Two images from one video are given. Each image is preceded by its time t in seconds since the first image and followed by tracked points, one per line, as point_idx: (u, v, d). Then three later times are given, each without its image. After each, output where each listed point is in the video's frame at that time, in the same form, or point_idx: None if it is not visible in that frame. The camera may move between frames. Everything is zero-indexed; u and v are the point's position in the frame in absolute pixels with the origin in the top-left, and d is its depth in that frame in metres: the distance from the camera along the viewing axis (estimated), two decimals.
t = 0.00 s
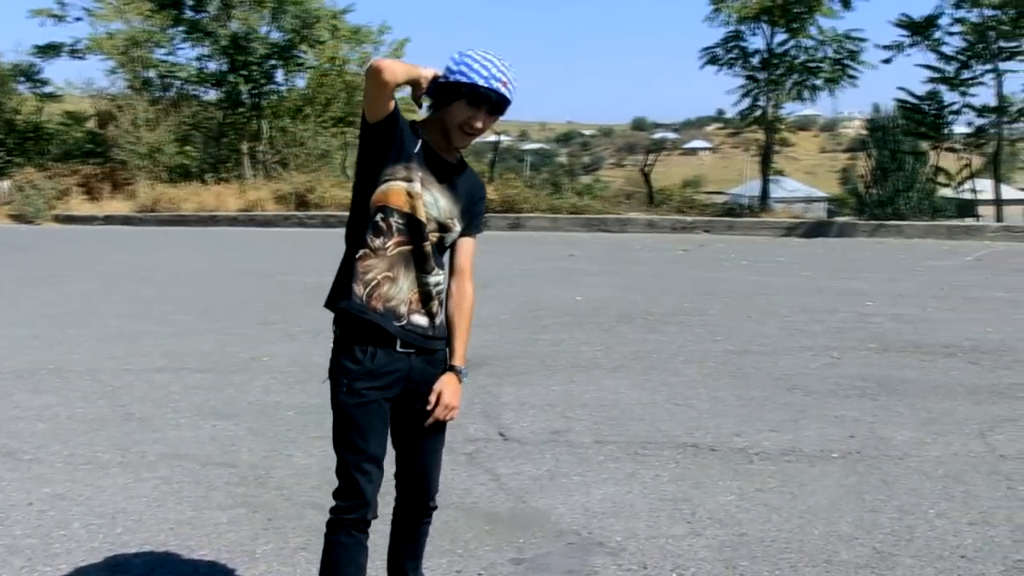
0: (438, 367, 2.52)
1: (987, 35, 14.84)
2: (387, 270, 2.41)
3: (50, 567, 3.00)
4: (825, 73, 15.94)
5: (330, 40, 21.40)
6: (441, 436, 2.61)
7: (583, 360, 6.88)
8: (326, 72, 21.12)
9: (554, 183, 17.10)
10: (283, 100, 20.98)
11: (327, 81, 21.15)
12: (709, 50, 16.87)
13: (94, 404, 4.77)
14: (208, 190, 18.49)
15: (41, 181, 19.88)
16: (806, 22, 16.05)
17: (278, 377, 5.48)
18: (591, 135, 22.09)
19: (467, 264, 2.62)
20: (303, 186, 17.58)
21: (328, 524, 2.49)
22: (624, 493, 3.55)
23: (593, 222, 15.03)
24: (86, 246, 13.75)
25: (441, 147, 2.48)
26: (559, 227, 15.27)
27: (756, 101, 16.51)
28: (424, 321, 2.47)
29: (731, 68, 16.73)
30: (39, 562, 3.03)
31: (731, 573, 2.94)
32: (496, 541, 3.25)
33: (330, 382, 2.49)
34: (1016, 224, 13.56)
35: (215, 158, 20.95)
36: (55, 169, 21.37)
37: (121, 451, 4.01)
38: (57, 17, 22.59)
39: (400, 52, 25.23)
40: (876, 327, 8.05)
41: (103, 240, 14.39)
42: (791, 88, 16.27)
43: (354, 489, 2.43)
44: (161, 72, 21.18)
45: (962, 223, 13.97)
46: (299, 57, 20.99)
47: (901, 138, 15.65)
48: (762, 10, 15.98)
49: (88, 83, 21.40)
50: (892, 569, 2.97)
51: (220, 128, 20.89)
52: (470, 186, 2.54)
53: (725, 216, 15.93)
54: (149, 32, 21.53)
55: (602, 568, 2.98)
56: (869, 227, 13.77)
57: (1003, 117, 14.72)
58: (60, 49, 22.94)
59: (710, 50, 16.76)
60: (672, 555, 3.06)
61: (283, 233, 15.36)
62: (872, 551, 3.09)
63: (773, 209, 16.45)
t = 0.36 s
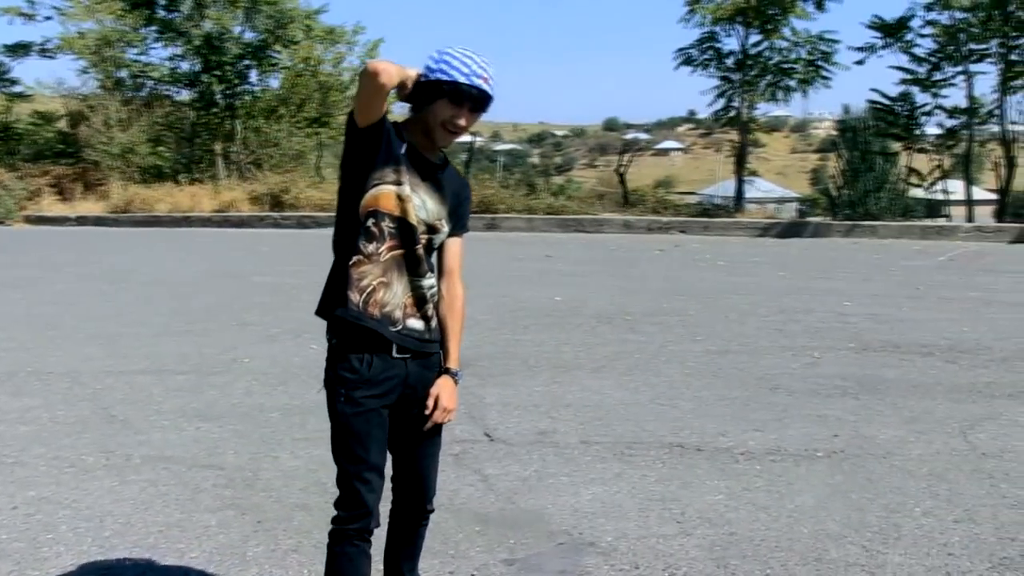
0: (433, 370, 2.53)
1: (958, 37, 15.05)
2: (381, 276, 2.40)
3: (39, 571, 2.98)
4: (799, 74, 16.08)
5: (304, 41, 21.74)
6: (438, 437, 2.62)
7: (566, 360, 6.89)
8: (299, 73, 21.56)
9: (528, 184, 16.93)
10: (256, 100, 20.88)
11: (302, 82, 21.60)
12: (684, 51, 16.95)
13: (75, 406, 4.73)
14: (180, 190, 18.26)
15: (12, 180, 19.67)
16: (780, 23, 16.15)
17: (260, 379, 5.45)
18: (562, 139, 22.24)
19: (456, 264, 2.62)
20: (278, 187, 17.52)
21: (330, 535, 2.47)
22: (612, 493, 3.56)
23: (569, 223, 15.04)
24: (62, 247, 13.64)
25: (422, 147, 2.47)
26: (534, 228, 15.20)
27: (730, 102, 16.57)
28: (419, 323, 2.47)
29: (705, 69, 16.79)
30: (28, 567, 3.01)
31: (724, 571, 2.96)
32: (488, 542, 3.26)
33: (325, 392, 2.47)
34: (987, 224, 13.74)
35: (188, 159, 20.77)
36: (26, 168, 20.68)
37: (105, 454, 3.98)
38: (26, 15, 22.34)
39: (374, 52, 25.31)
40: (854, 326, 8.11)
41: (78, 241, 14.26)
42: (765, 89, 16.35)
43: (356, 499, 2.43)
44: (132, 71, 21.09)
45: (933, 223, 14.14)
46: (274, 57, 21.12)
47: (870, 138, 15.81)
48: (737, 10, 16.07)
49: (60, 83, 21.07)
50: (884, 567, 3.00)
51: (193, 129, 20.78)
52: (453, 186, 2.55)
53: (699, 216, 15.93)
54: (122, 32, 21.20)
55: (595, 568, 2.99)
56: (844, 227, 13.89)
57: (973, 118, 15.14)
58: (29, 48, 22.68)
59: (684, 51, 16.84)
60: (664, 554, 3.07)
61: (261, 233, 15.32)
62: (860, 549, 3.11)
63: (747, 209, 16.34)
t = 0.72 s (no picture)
0: (424, 375, 2.52)
1: (929, 38, 15.31)
2: (369, 284, 2.39)
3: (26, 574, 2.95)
4: (772, 74, 16.26)
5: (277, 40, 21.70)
6: (433, 440, 2.61)
7: (547, 360, 6.90)
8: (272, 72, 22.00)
9: (503, 184, 16.94)
10: (230, 100, 20.70)
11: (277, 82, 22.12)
12: (658, 52, 17.02)
13: (55, 408, 4.68)
14: (153, 190, 18.17)
15: None
16: (753, 23, 16.27)
17: (241, 380, 5.42)
18: (535, 139, 22.34)
19: (441, 265, 2.62)
20: (252, 188, 17.48)
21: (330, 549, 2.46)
22: (599, 493, 3.57)
23: (544, 223, 15.01)
24: (36, 248, 13.50)
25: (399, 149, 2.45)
26: (510, 228, 15.13)
27: (704, 102, 16.67)
28: (409, 328, 2.46)
29: (679, 69, 16.86)
30: (15, 570, 2.98)
31: (716, 570, 2.98)
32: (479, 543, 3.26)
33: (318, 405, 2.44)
34: (958, 224, 13.89)
35: (160, 159, 20.48)
36: None
37: (89, 456, 3.95)
38: None
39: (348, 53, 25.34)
40: (833, 326, 8.16)
41: (53, 242, 14.14)
42: (738, 90, 16.47)
43: (355, 512, 2.42)
44: (104, 71, 20.90)
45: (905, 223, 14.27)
46: (246, 57, 20.84)
47: (839, 139, 16.08)
48: (711, 12, 16.15)
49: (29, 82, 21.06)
50: (873, 565, 3.02)
51: (165, 128, 20.49)
52: (434, 183, 2.53)
53: (674, 217, 16.01)
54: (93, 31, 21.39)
55: (587, 568, 3.00)
56: (817, 227, 13.98)
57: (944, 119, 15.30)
58: None
59: (659, 52, 16.91)
60: (654, 554, 3.08)
61: (237, 234, 15.23)
62: (848, 547, 3.14)
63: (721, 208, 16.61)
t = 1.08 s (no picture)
0: (420, 381, 2.50)
1: (905, 40, 15.47)
2: (357, 294, 2.38)
3: None
4: (750, 75, 16.32)
5: (256, 40, 21.67)
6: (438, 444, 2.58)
7: (534, 360, 6.91)
8: (253, 73, 22.49)
9: (483, 184, 16.94)
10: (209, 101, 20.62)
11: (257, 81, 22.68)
12: (637, 52, 17.08)
13: (42, 410, 4.65)
14: (131, 190, 18.12)
15: None
16: (732, 25, 16.41)
17: (228, 381, 5.39)
18: (513, 140, 22.43)
19: (430, 266, 2.59)
20: (231, 187, 17.40)
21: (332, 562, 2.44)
22: (593, 492, 3.57)
23: (524, 224, 14.99)
24: (17, 248, 13.42)
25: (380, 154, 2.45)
26: (490, 229, 15.13)
27: (682, 103, 16.75)
28: (400, 335, 2.45)
29: (658, 70, 16.94)
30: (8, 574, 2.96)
31: (712, 569, 2.99)
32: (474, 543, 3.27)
33: (313, 419, 2.43)
34: (934, 224, 13.99)
35: (137, 159, 20.92)
36: None
37: (78, 458, 3.93)
38: None
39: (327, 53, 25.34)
40: (817, 325, 8.19)
41: (33, 244, 14.03)
42: (717, 90, 16.52)
43: (358, 525, 2.40)
44: (80, 70, 20.89)
45: (883, 222, 14.34)
46: (224, 57, 20.79)
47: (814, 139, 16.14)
48: (690, 12, 16.21)
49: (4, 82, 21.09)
50: (865, 564, 3.04)
51: (142, 128, 21.04)
52: (416, 180, 2.51)
53: (654, 217, 16.03)
54: (69, 30, 21.37)
55: (583, 567, 3.01)
56: (796, 227, 14.00)
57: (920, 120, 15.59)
58: None
59: (638, 52, 16.99)
60: (650, 554, 3.09)
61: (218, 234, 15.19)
62: (844, 545, 3.15)
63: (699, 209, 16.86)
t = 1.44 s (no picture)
0: (428, 387, 2.48)
1: (892, 41, 15.56)
2: (357, 306, 2.37)
3: None
4: (738, 76, 16.36)
5: (244, 41, 21.69)
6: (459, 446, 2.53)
7: (528, 360, 6.92)
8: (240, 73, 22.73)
9: (472, 185, 16.95)
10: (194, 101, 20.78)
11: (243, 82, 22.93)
12: (625, 53, 17.10)
13: (37, 412, 4.64)
14: (117, 190, 18.10)
15: None
16: (719, 25, 16.46)
17: (224, 382, 5.38)
18: (501, 141, 22.46)
19: (432, 268, 2.56)
20: (219, 188, 17.36)
21: None
22: (595, 492, 3.58)
23: (513, 224, 15.00)
24: (6, 249, 13.39)
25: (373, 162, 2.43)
26: (479, 229, 15.14)
27: (671, 103, 16.74)
28: (404, 344, 2.43)
29: (646, 70, 16.96)
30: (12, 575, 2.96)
31: (717, 569, 3.00)
32: (477, 543, 3.27)
33: (323, 431, 2.44)
34: (921, 224, 14.03)
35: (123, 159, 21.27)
36: None
37: (78, 460, 3.92)
38: None
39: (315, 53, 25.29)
40: (809, 326, 8.21)
41: (23, 244, 14.00)
42: (705, 90, 16.59)
43: (373, 537, 2.41)
44: (65, 70, 20.94)
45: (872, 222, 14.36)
46: (211, 58, 20.70)
47: (799, 140, 15.84)
48: (678, 13, 16.21)
49: None
50: (866, 564, 3.05)
51: (128, 129, 21.45)
52: (409, 182, 2.49)
53: (642, 217, 16.07)
54: (53, 29, 21.40)
55: (589, 567, 3.02)
56: (784, 227, 14.01)
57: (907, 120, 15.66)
58: None
59: (626, 53, 16.99)
60: (655, 554, 3.10)
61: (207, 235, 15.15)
62: (845, 545, 3.16)
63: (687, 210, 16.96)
